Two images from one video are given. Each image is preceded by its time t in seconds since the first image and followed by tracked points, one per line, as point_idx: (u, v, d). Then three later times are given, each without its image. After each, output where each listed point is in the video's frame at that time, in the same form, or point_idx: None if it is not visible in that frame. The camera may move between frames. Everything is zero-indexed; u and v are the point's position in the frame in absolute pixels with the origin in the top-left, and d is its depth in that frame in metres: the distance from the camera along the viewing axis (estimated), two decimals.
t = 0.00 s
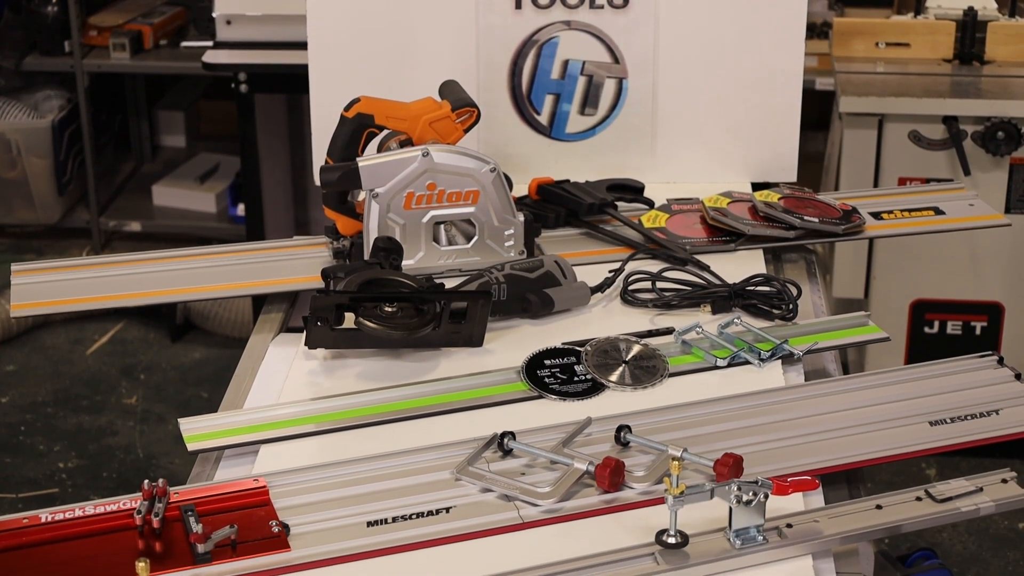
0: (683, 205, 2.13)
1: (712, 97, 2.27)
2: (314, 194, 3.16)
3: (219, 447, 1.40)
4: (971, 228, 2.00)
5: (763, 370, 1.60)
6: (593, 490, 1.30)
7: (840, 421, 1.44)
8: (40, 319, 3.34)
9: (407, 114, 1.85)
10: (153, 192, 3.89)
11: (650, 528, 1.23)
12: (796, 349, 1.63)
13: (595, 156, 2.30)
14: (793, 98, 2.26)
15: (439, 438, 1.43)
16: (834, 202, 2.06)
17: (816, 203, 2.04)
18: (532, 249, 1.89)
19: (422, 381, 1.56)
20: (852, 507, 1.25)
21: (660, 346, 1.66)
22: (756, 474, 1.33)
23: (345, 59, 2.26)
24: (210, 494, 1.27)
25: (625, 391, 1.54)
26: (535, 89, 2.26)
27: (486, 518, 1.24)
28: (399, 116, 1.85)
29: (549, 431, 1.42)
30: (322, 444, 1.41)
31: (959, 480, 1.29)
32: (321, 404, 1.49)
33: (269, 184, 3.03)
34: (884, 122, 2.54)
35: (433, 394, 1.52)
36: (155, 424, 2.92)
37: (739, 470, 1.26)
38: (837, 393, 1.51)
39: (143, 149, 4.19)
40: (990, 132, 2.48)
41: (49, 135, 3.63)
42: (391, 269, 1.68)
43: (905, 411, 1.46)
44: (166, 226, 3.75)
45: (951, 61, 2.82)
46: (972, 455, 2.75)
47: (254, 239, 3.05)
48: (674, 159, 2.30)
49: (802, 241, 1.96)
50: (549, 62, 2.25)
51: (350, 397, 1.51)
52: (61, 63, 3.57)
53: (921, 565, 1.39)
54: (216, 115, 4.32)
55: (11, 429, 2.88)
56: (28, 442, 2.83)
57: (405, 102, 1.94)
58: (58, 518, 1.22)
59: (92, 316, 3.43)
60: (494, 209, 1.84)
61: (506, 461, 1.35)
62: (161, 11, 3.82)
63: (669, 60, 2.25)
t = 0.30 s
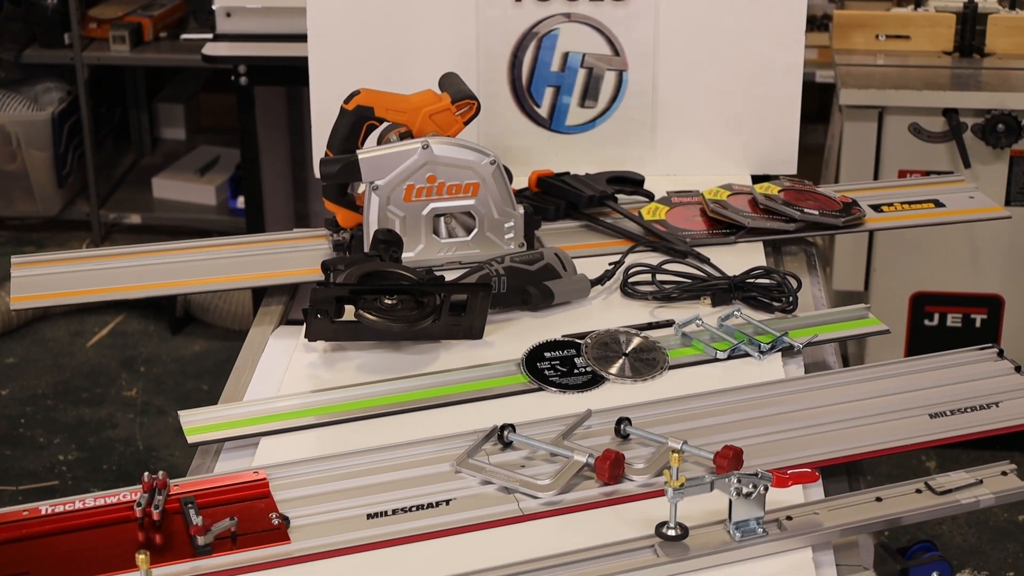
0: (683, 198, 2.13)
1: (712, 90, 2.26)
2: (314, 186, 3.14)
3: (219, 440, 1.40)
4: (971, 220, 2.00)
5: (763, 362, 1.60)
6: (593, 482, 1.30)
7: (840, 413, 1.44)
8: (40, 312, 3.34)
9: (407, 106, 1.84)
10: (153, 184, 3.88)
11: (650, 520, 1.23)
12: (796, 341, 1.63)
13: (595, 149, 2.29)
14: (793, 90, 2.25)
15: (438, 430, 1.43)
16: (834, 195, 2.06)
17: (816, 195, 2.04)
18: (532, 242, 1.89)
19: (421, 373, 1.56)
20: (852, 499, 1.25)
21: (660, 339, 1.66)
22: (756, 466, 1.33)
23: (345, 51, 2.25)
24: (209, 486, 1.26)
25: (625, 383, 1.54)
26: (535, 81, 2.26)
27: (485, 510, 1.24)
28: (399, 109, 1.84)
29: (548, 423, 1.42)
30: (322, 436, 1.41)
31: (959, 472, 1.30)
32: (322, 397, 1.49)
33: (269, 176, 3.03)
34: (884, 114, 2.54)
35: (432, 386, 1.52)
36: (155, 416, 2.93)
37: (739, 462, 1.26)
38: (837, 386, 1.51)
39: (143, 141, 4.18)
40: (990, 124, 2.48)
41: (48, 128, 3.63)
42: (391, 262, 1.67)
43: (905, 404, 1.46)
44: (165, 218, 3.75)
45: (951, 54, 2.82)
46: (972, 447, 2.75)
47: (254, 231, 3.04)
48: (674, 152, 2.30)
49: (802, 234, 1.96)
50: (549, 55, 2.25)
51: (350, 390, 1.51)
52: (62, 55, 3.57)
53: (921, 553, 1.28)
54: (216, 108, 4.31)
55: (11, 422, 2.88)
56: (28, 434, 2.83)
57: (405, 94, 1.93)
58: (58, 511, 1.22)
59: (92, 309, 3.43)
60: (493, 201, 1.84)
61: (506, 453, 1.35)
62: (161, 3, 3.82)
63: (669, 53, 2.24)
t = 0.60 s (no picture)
0: (683, 189, 2.12)
1: (712, 81, 2.26)
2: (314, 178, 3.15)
3: (219, 431, 1.40)
4: (972, 212, 2.00)
5: (763, 354, 1.59)
6: (593, 473, 1.30)
7: (840, 405, 1.44)
8: (40, 303, 3.34)
9: (407, 98, 1.84)
10: (153, 175, 3.88)
11: (649, 512, 1.23)
12: (796, 333, 1.63)
13: (595, 140, 2.29)
14: (793, 81, 2.25)
15: (438, 421, 1.43)
16: (834, 185, 2.06)
17: (817, 186, 2.04)
18: (532, 233, 1.89)
19: (422, 365, 1.56)
20: (852, 491, 1.25)
21: (660, 330, 1.66)
22: (757, 458, 1.33)
23: (345, 42, 2.25)
24: (210, 477, 1.27)
25: (625, 375, 1.54)
26: (535, 73, 2.25)
27: (486, 501, 1.25)
28: (399, 100, 1.84)
29: (549, 415, 1.42)
30: (321, 428, 1.41)
31: (959, 463, 1.29)
32: (322, 388, 1.49)
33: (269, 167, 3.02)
34: (884, 106, 2.53)
35: (432, 378, 1.52)
36: (155, 408, 2.93)
37: (739, 453, 1.26)
38: (837, 377, 1.51)
39: (143, 133, 4.17)
40: (991, 116, 2.47)
41: (48, 119, 3.62)
42: (391, 253, 1.67)
43: (905, 395, 1.46)
44: (165, 210, 3.74)
45: (951, 45, 2.81)
46: (972, 439, 2.75)
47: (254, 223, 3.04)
48: (674, 143, 2.29)
49: (802, 225, 1.95)
50: (549, 46, 2.24)
51: (350, 381, 1.51)
52: (61, 47, 3.56)
53: (922, 546, 1.17)
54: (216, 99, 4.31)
55: (11, 413, 2.88)
56: (28, 426, 2.84)
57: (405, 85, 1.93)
58: (58, 502, 1.22)
59: (91, 300, 3.43)
60: (494, 192, 1.84)
61: (506, 444, 1.35)
62: None
63: (669, 43, 2.24)
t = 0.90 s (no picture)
0: (683, 181, 2.12)
1: (712, 72, 2.25)
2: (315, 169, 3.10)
3: (219, 423, 1.40)
4: (972, 204, 1.99)
5: (763, 346, 1.59)
6: (593, 465, 1.30)
7: (840, 397, 1.44)
8: (40, 295, 3.34)
9: (408, 90, 1.84)
10: (153, 167, 3.88)
11: (649, 503, 1.24)
12: (797, 325, 1.63)
13: (595, 132, 2.29)
14: (793, 72, 2.24)
15: (439, 413, 1.43)
16: (834, 177, 2.05)
17: (817, 178, 2.03)
18: (532, 225, 1.89)
19: (422, 356, 1.56)
20: (852, 482, 1.25)
21: (660, 322, 1.66)
22: (756, 449, 1.33)
23: (345, 34, 2.24)
24: (210, 469, 1.27)
25: (625, 367, 1.54)
26: (535, 64, 2.25)
27: (485, 493, 1.25)
28: (399, 92, 1.84)
29: (549, 407, 1.42)
30: (321, 420, 1.41)
31: (959, 455, 1.29)
32: (322, 380, 1.49)
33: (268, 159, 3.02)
34: (884, 98, 2.53)
35: (431, 370, 1.52)
36: (155, 400, 2.93)
37: (739, 445, 1.26)
38: (837, 369, 1.51)
39: (143, 125, 4.16)
40: (991, 108, 2.47)
41: (49, 111, 3.62)
42: (391, 245, 1.67)
43: (905, 387, 1.46)
44: (166, 202, 3.74)
45: (951, 37, 2.80)
46: (972, 431, 2.75)
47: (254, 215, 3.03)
48: (674, 135, 2.29)
49: (802, 217, 1.95)
50: (549, 38, 2.23)
51: (350, 373, 1.50)
52: (61, 38, 3.55)
53: (922, 537, 1.16)
54: (216, 91, 4.30)
55: (11, 405, 2.89)
56: (29, 418, 2.84)
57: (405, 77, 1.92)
58: (58, 494, 1.22)
59: (92, 292, 3.43)
60: (494, 184, 1.83)
61: (506, 437, 1.35)
62: None
63: (669, 35, 2.23)
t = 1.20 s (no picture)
0: (683, 173, 2.12)
1: (712, 64, 2.25)
2: (315, 161, 3.08)
3: (219, 415, 1.40)
4: (972, 196, 1.99)
5: (763, 338, 1.59)
6: (593, 457, 1.30)
7: (840, 388, 1.44)
8: (40, 287, 3.34)
9: (407, 82, 1.83)
10: (153, 159, 3.87)
11: (650, 496, 1.24)
12: (797, 317, 1.62)
13: (595, 124, 2.28)
14: (792, 64, 2.24)
15: (439, 405, 1.43)
16: (834, 170, 2.05)
17: (817, 170, 2.03)
18: (532, 217, 1.89)
19: (421, 349, 1.56)
20: (852, 474, 1.25)
21: (660, 314, 1.66)
22: (756, 441, 1.33)
23: (344, 25, 2.23)
24: (210, 461, 1.26)
25: (625, 359, 1.54)
26: (535, 56, 2.24)
27: (486, 485, 1.25)
28: (399, 84, 1.83)
29: (549, 399, 1.41)
30: (321, 412, 1.41)
31: (960, 448, 1.29)
32: (322, 372, 1.49)
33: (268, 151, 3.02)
34: (884, 90, 2.52)
35: (431, 361, 1.52)
36: (155, 392, 2.93)
37: (739, 437, 1.26)
38: (837, 361, 1.51)
39: (143, 117, 4.16)
40: (992, 100, 2.47)
41: (48, 103, 3.61)
42: (391, 237, 1.67)
43: (905, 379, 1.46)
44: (166, 194, 3.73)
45: (952, 29, 2.80)
46: (972, 423, 2.75)
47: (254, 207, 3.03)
48: (674, 127, 2.29)
49: (802, 209, 1.95)
50: (549, 30, 2.23)
51: (350, 365, 1.50)
52: (60, 31, 3.54)
53: (921, 530, 1.16)
54: (216, 83, 4.29)
55: (11, 397, 2.89)
56: (28, 410, 2.84)
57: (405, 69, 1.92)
58: (58, 486, 1.22)
59: (91, 284, 3.43)
60: (494, 176, 1.83)
61: (506, 429, 1.35)
62: None
63: (669, 27, 2.23)
